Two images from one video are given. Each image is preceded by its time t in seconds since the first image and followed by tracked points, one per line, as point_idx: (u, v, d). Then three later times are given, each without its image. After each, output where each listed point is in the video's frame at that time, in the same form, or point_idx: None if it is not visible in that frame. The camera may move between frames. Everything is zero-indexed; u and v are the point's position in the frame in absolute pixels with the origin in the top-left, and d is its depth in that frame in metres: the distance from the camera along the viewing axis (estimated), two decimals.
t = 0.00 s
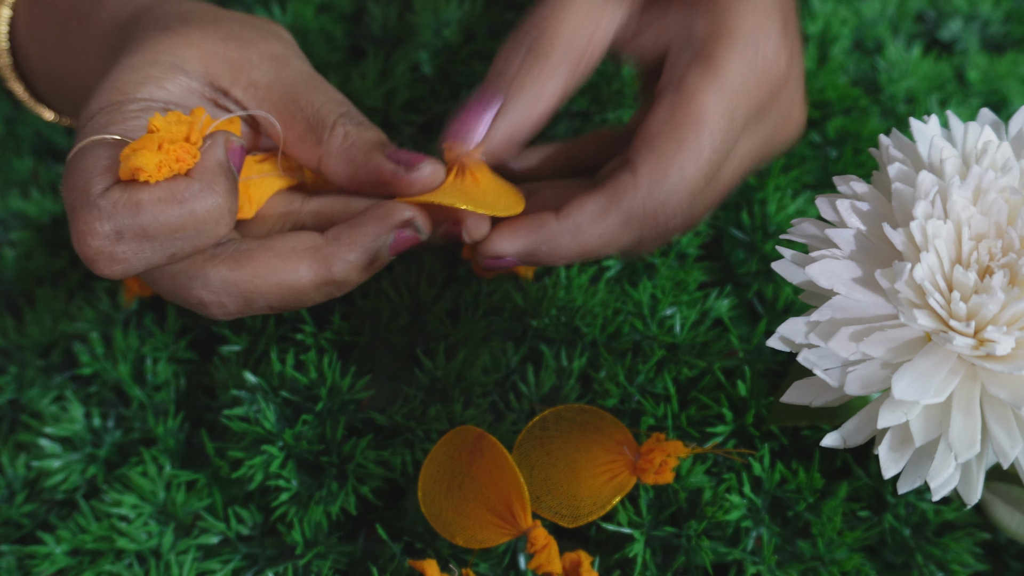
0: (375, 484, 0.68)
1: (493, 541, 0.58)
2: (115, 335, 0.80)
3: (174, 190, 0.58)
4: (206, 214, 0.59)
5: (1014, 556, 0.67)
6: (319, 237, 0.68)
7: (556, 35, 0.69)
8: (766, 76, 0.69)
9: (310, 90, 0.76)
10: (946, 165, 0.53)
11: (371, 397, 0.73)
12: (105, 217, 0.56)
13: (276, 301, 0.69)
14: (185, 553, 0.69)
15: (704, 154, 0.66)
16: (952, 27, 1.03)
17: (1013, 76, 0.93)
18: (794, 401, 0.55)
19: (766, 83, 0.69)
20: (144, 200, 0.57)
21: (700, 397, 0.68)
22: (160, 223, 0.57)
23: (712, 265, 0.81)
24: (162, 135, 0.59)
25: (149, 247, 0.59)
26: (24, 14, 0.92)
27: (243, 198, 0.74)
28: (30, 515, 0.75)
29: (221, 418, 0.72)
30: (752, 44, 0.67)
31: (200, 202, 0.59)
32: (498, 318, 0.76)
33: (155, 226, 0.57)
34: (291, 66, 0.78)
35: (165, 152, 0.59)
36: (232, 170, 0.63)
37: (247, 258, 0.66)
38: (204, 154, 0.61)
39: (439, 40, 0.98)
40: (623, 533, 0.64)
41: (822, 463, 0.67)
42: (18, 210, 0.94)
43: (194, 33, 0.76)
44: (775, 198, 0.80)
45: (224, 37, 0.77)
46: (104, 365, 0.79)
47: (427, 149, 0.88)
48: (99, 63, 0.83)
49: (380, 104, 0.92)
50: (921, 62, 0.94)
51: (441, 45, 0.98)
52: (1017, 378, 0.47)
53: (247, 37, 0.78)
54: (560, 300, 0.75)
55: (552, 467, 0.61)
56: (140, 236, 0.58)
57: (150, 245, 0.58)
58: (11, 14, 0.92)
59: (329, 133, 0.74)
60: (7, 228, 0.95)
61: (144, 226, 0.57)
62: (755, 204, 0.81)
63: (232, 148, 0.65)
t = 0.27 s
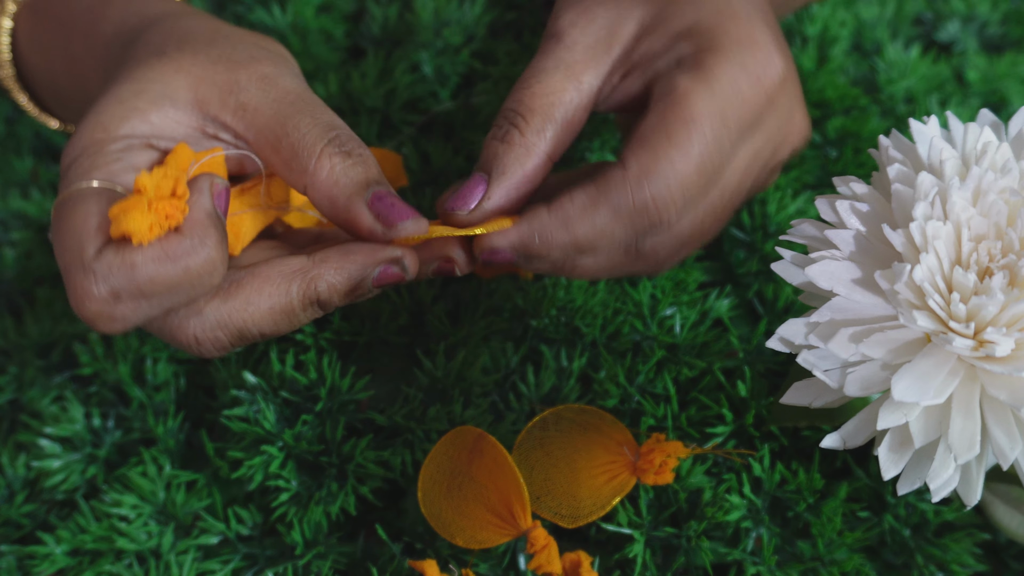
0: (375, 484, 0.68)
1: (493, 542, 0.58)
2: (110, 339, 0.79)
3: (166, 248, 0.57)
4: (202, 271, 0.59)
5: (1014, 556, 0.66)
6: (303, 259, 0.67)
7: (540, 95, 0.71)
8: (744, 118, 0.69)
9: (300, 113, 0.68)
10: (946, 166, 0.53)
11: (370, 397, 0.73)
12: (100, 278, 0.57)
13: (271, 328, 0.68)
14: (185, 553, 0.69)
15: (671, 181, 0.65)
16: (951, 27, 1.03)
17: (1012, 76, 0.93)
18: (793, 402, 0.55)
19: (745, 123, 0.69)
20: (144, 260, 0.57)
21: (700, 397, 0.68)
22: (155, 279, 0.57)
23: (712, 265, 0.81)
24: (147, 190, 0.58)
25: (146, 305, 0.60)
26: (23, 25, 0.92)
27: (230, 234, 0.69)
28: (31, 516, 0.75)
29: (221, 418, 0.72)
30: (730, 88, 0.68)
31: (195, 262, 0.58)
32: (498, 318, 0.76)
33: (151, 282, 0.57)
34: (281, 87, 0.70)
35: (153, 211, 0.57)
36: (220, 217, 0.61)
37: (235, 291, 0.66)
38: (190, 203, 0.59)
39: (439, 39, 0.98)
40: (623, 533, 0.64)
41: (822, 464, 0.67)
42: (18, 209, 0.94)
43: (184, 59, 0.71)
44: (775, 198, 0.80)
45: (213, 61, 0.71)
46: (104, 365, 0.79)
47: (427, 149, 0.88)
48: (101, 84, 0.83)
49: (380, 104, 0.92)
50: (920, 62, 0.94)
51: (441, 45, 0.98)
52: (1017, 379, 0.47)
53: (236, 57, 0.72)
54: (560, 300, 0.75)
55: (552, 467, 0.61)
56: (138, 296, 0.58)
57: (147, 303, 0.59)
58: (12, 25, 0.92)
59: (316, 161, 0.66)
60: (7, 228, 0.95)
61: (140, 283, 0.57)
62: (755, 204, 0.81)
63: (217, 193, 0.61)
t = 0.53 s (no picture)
0: (375, 484, 0.68)
1: (493, 542, 0.58)
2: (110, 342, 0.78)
3: (162, 264, 0.57)
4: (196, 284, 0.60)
5: (1014, 556, 0.66)
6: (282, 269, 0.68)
7: (544, 97, 0.69)
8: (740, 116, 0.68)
9: (295, 130, 0.66)
10: (945, 166, 0.53)
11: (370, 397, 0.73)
12: (93, 292, 0.57)
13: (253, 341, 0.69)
14: (185, 553, 0.69)
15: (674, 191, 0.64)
16: (950, 28, 1.03)
17: (1012, 76, 0.93)
18: (793, 402, 0.55)
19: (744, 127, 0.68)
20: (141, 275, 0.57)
21: (700, 397, 0.68)
22: (149, 292, 0.57)
23: (712, 265, 0.81)
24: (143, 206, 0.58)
25: (139, 317, 0.60)
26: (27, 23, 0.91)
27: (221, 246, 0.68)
28: (31, 516, 0.75)
29: (220, 418, 0.72)
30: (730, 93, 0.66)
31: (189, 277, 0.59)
32: (497, 318, 0.76)
33: (145, 294, 0.57)
34: (278, 101, 0.69)
35: (150, 226, 0.57)
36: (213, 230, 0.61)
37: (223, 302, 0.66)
38: (186, 218, 0.59)
39: (439, 40, 0.98)
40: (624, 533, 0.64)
41: (822, 464, 0.67)
42: (18, 209, 0.94)
43: (181, 69, 0.68)
44: (775, 198, 0.80)
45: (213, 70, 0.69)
46: (104, 365, 0.79)
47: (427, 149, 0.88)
48: (104, 86, 0.83)
49: (380, 104, 0.92)
50: (919, 62, 0.94)
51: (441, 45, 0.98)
52: (1016, 378, 0.47)
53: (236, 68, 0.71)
54: (560, 300, 0.75)
55: (552, 467, 0.61)
56: (131, 309, 0.59)
57: (141, 317, 0.60)
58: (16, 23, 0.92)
59: (307, 184, 0.64)
60: (7, 228, 0.95)
61: (135, 296, 0.57)
62: (755, 204, 0.81)
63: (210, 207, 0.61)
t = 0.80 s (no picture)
0: (375, 484, 0.68)
1: (493, 541, 0.58)
2: (92, 342, 0.79)
3: (110, 265, 0.61)
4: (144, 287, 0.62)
5: (1014, 556, 0.67)
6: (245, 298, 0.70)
7: (555, 94, 0.66)
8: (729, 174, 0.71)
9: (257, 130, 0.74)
10: (945, 166, 0.53)
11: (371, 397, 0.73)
12: (44, 292, 0.60)
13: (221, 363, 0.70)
14: (185, 553, 0.69)
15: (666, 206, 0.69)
16: (950, 27, 1.03)
17: (1012, 76, 0.93)
18: (792, 402, 0.55)
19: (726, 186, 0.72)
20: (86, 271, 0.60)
21: (700, 397, 0.68)
22: (98, 294, 0.61)
23: (712, 266, 0.81)
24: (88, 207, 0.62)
25: (92, 320, 0.63)
26: (19, 23, 0.91)
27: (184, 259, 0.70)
28: (31, 516, 0.75)
29: (220, 418, 0.72)
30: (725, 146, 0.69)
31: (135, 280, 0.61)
32: (497, 318, 0.76)
33: (95, 297, 0.61)
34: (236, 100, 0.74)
35: (99, 227, 0.61)
36: (169, 228, 0.64)
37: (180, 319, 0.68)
38: (135, 219, 0.62)
39: (439, 39, 0.98)
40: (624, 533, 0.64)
41: (822, 464, 0.67)
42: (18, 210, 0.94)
43: (172, 78, 0.72)
44: (775, 198, 0.80)
45: (203, 82, 0.73)
46: (104, 366, 0.79)
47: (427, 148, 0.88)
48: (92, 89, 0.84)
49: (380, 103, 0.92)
50: (919, 62, 0.94)
51: (441, 45, 0.98)
52: (1015, 378, 0.47)
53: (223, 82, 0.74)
54: (561, 301, 0.75)
55: (552, 467, 0.61)
56: (81, 311, 0.62)
57: (92, 319, 0.62)
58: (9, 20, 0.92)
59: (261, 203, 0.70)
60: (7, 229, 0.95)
61: (84, 298, 0.60)
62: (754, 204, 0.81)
63: (170, 206, 0.65)
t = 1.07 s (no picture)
0: (375, 484, 0.68)
1: (493, 542, 0.58)
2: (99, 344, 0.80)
3: (85, 358, 0.63)
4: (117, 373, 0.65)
5: (1014, 557, 0.67)
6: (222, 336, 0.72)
7: (617, 113, 0.67)
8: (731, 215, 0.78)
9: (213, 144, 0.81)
10: (938, 169, 0.53)
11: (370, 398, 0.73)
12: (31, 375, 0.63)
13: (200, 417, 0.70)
14: (185, 554, 0.69)
15: (686, 245, 0.72)
16: (949, 27, 1.03)
17: (1011, 76, 0.93)
18: (788, 405, 0.55)
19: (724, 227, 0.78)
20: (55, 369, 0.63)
21: (699, 398, 0.68)
22: (80, 383, 0.63)
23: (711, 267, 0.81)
24: (55, 308, 0.61)
25: (81, 408, 0.67)
26: (17, 48, 0.92)
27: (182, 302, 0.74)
28: (31, 516, 0.75)
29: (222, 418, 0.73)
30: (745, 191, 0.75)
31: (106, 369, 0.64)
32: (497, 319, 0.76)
33: (77, 385, 0.63)
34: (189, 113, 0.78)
35: (63, 324, 0.61)
36: (134, 312, 0.65)
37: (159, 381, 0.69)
38: (101, 309, 0.63)
39: (439, 40, 0.98)
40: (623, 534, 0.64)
41: (821, 465, 0.67)
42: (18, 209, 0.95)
43: (74, 128, 0.65)
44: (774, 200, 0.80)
45: (113, 127, 0.69)
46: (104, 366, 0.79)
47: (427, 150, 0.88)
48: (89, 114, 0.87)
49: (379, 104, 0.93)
50: (917, 62, 0.94)
51: (440, 46, 0.98)
52: (1009, 381, 0.47)
53: (143, 122, 0.73)
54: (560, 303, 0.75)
55: (551, 467, 0.61)
56: (69, 403, 0.65)
57: (80, 407, 0.66)
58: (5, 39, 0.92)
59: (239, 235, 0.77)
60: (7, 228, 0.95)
61: (67, 388, 0.63)
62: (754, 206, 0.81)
63: (129, 289, 0.65)
